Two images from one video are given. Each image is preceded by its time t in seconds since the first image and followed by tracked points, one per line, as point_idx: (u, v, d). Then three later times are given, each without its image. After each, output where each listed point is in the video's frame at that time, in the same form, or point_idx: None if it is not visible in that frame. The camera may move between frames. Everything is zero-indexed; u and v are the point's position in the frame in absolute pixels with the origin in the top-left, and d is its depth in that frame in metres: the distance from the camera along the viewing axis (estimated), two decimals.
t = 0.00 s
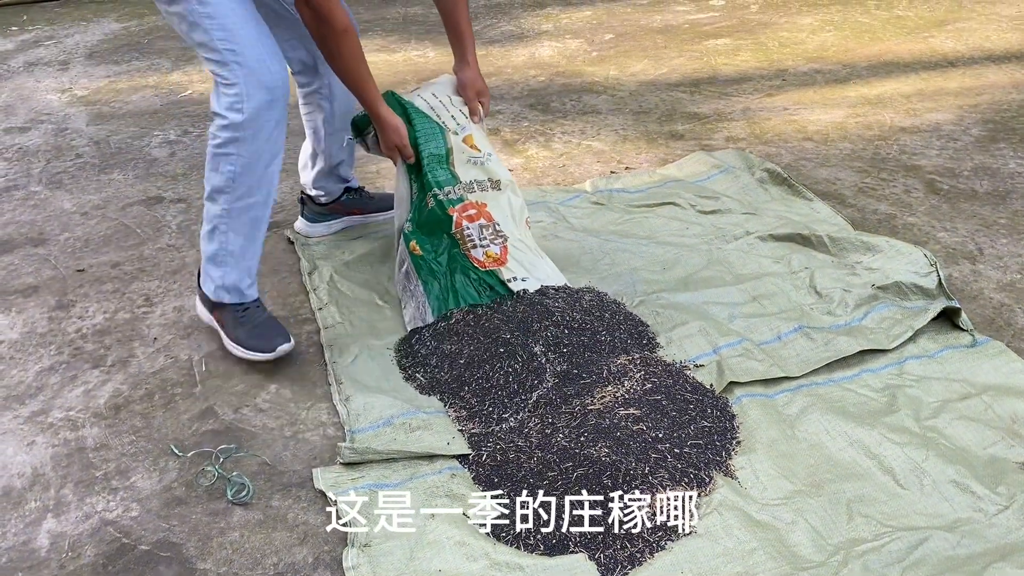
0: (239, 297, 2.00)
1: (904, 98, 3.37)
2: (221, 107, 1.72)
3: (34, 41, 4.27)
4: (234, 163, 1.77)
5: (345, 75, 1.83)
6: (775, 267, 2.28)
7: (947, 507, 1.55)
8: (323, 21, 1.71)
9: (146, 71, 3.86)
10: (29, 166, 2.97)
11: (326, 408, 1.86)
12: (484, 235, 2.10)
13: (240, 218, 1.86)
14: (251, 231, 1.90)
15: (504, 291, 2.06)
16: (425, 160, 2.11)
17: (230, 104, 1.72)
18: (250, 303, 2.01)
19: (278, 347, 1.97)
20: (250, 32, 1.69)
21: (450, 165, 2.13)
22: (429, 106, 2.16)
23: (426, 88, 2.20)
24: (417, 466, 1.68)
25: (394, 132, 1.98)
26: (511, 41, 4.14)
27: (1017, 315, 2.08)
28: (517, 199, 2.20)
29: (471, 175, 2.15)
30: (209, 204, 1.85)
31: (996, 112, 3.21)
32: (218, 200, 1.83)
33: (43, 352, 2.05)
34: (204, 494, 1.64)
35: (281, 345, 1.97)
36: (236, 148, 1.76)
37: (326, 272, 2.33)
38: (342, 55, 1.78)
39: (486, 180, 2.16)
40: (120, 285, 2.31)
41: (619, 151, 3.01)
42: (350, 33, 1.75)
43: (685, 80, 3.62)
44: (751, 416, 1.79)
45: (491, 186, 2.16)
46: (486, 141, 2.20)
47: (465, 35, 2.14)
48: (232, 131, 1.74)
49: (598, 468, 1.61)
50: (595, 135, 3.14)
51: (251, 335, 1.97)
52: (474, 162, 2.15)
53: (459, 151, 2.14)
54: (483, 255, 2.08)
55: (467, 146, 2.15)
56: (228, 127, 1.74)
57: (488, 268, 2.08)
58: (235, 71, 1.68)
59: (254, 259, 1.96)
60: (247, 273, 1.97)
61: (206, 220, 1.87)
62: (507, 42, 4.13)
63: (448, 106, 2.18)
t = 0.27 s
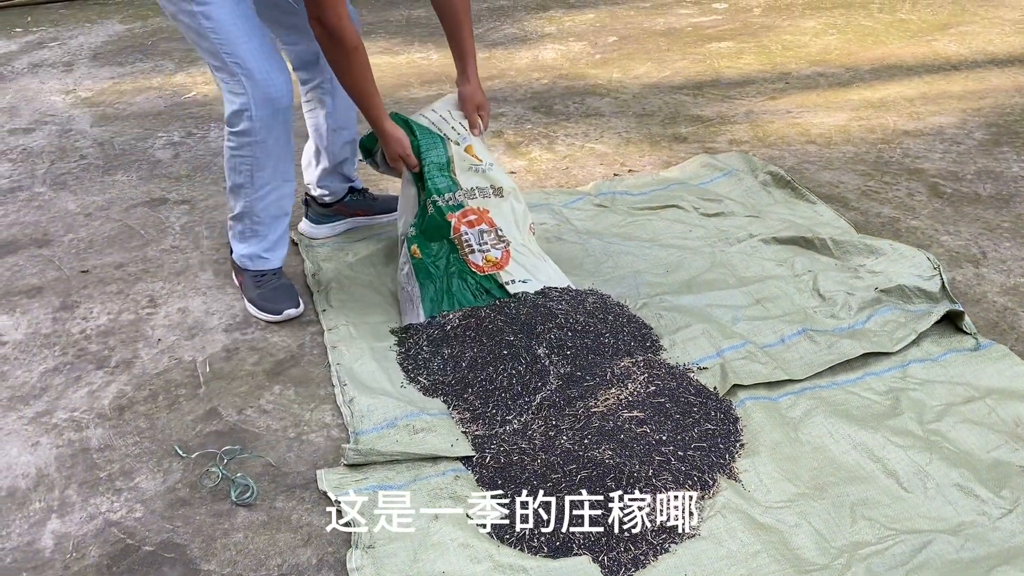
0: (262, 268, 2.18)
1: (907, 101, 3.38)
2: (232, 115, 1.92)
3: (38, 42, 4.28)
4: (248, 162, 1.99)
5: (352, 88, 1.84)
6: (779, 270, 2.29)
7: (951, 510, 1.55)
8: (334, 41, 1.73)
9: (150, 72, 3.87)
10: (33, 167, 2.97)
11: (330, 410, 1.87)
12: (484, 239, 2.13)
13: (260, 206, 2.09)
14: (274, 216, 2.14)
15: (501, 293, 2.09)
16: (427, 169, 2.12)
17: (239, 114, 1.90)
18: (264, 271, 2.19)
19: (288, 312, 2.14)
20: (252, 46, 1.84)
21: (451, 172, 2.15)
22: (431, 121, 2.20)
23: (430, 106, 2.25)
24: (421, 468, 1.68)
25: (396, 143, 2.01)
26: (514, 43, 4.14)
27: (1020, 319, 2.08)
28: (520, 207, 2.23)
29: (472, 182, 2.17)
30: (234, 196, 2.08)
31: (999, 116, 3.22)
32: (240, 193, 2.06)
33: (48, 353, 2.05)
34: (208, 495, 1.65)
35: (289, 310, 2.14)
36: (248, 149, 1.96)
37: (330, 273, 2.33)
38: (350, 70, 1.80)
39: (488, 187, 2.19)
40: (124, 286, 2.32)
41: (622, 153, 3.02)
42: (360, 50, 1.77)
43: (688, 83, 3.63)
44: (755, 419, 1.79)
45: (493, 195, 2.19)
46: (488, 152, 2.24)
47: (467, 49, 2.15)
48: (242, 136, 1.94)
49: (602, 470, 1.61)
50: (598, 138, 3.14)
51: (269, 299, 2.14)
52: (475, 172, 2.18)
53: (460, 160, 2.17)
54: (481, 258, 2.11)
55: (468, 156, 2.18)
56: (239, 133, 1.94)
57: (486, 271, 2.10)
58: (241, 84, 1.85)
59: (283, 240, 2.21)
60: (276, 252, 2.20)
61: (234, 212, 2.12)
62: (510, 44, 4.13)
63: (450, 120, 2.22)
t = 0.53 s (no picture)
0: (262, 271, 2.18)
1: (908, 103, 3.38)
2: (240, 117, 1.92)
3: (40, 43, 4.29)
4: (254, 164, 1.99)
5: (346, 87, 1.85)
6: (780, 272, 2.29)
7: (952, 513, 1.55)
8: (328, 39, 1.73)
9: (152, 73, 3.87)
10: (36, 168, 2.98)
11: (331, 410, 1.87)
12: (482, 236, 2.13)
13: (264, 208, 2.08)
14: (278, 220, 2.14)
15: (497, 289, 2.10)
16: (422, 167, 2.11)
17: (247, 116, 1.91)
18: (264, 274, 2.18)
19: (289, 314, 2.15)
20: (263, 49, 1.84)
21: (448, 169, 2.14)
22: (431, 115, 2.17)
23: (432, 99, 2.22)
24: (422, 469, 1.68)
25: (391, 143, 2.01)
26: (516, 45, 4.15)
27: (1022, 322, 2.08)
28: (518, 202, 2.22)
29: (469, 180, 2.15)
30: (238, 197, 2.09)
31: (1001, 118, 3.22)
32: (245, 194, 2.06)
33: (49, 353, 2.06)
34: (209, 496, 1.65)
35: (289, 311, 2.15)
36: (254, 152, 1.96)
37: (331, 274, 2.34)
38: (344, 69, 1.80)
39: (485, 183, 2.17)
40: (126, 286, 2.32)
41: (624, 155, 3.02)
42: (354, 50, 1.76)
43: (690, 85, 3.63)
44: (756, 421, 1.79)
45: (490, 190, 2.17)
46: (488, 146, 2.21)
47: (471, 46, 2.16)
48: (249, 138, 1.94)
49: (603, 472, 1.61)
50: (600, 139, 3.15)
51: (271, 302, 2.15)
52: (472, 168, 2.16)
53: (457, 157, 2.15)
54: (478, 256, 2.12)
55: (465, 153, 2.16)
56: (247, 135, 1.94)
57: (482, 269, 2.11)
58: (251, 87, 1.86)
59: (286, 244, 2.21)
60: (278, 256, 2.20)
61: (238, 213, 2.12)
62: (512, 46, 4.14)
63: (450, 114, 2.19)
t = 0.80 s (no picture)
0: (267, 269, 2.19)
1: (910, 106, 3.38)
2: (263, 94, 1.95)
3: (42, 45, 4.29)
4: (270, 146, 2.00)
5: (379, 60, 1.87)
6: (780, 275, 2.29)
7: (952, 516, 1.54)
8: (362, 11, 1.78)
9: (153, 75, 3.88)
10: (36, 169, 2.98)
11: (330, 412, 1.87)
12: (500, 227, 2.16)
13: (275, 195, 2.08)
14: (286, 211, 2.13)
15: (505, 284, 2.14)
16: (452, 151, 2.14)
17: (270, 94, 1.93)
18: (264, 273, 2.18)
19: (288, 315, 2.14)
20: (298, 33, 1.87)
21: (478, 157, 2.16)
22: (469, 102, 2.21)
23: (473, 87, 2.25)
24: (422, 472, 1.68)
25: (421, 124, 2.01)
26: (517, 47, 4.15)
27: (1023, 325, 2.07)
28: (543, 198, 2.24)
29: (496, 169, 2.18)
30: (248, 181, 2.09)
31: (1002, 121, 3.21)
32: (258, 177, 2.06)
33: (50, 355, 2.06)
34: (209, 497, 1.65)
35: (289, 314, 2.14)
36: (272, 132, 1.98)
37: (332, 276, 2.33)
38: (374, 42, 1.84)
39: (512, 175, 2.19)
40: (127, 288, 2.32)
41: (624, 157, 3.02)
42: (387, 25, 1.81)
43: (691, 87, 3.63)
44: (756, 423, 1.79)
45: (517, 182, 2.20)
46: (521, 140, 2.23)
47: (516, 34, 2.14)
48: (270, 117, 1.96)
49: (602, 474, 1.61)
50: (600, 141, 3.15)
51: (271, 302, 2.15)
52: (501, 157, 2.18)
53: (489, 145, 2.18)
54: (493, 247, 2.15)
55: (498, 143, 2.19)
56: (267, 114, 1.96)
57: (495, 260, 2.14)
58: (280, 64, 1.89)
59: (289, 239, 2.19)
60: (281, 251, 2.19)
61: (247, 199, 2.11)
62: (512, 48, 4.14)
63: (488, 103, 2.22)
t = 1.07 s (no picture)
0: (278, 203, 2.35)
1: (911, 107, 3.37)
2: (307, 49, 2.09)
3: (43, 45, 4.30)
4: (307, 95, 2.14)
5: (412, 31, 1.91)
6: (781, 276, 2.28)
7: (953, 519, 1.54)
8: None
9: (154, 76, 3.88)
10: (37, 170, 2.98)
11: (331, 414, 1.86)
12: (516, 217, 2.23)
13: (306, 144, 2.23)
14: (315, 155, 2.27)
15: (515, 274, 2.22)
16: (479, 136, 2.16)
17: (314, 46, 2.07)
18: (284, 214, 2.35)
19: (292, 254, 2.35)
20: None
21: (502, 144, 2.19)
22: (504, 87, 2.21)
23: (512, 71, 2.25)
24: (422, 473, 1.68)
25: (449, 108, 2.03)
26: (518, 48, 4.15)
27: None
28: (565, 189, 2.26)
29: (519, 159, 2.20)
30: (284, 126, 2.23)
31: (1003, 122, 3.21)
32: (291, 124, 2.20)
33: (50, 356, 2.06)
34: (209, 499, 1.65)
35: (288, 254, 2.35)
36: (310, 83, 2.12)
37: (332, 277, 2.33)
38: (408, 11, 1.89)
39: (535, 165, 2.22)
40: (128, 289, 2.32)
41: (625, 158, 3.02)
42: None
43: (691, 89, 3.63)
44: (757, 425, 1.79)
45: (539, 171, 2.23)
46: (552, 128, 2.23)
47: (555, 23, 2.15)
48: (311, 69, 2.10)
49: (603, 475, 1.61)
50: (601, 143, 3.14)
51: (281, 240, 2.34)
52: (526, 146, 2.20)
53: (516, 133, 2.19)
54: (508, 235, 2.23)
55: (527, 131, 2.20)
56: (309, 65, 2.11)
57: (506, 249, 2.23)
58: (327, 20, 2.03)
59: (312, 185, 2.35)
60: (305, 195, 2.35)
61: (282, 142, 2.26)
62: (513, 49, 4.14)
63: (523, 89, 2.21)
